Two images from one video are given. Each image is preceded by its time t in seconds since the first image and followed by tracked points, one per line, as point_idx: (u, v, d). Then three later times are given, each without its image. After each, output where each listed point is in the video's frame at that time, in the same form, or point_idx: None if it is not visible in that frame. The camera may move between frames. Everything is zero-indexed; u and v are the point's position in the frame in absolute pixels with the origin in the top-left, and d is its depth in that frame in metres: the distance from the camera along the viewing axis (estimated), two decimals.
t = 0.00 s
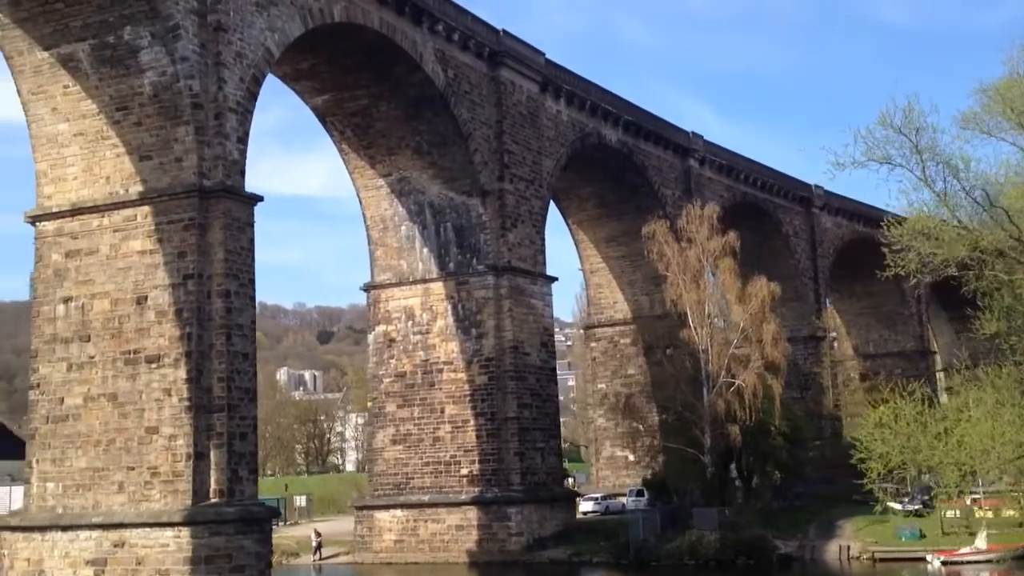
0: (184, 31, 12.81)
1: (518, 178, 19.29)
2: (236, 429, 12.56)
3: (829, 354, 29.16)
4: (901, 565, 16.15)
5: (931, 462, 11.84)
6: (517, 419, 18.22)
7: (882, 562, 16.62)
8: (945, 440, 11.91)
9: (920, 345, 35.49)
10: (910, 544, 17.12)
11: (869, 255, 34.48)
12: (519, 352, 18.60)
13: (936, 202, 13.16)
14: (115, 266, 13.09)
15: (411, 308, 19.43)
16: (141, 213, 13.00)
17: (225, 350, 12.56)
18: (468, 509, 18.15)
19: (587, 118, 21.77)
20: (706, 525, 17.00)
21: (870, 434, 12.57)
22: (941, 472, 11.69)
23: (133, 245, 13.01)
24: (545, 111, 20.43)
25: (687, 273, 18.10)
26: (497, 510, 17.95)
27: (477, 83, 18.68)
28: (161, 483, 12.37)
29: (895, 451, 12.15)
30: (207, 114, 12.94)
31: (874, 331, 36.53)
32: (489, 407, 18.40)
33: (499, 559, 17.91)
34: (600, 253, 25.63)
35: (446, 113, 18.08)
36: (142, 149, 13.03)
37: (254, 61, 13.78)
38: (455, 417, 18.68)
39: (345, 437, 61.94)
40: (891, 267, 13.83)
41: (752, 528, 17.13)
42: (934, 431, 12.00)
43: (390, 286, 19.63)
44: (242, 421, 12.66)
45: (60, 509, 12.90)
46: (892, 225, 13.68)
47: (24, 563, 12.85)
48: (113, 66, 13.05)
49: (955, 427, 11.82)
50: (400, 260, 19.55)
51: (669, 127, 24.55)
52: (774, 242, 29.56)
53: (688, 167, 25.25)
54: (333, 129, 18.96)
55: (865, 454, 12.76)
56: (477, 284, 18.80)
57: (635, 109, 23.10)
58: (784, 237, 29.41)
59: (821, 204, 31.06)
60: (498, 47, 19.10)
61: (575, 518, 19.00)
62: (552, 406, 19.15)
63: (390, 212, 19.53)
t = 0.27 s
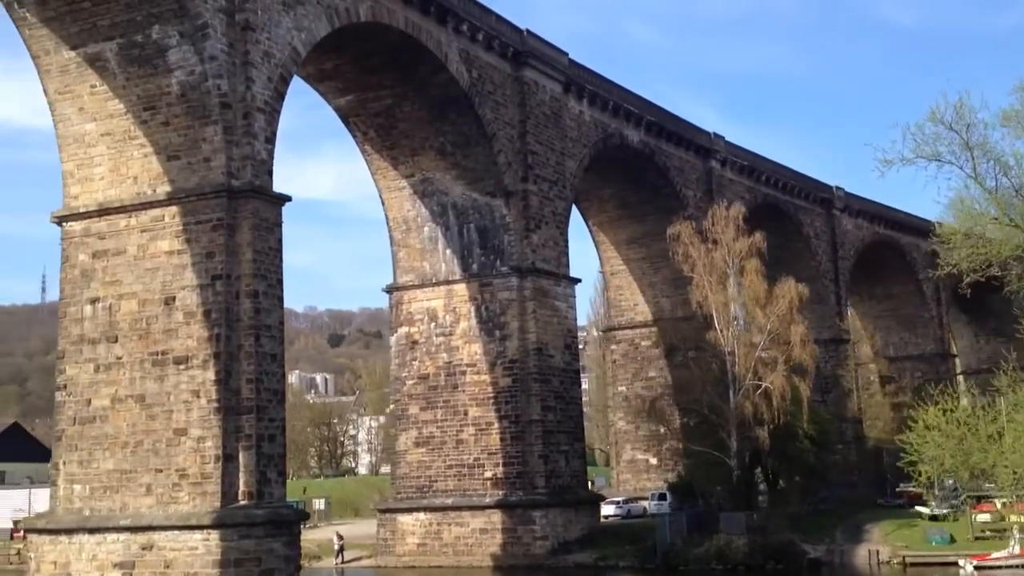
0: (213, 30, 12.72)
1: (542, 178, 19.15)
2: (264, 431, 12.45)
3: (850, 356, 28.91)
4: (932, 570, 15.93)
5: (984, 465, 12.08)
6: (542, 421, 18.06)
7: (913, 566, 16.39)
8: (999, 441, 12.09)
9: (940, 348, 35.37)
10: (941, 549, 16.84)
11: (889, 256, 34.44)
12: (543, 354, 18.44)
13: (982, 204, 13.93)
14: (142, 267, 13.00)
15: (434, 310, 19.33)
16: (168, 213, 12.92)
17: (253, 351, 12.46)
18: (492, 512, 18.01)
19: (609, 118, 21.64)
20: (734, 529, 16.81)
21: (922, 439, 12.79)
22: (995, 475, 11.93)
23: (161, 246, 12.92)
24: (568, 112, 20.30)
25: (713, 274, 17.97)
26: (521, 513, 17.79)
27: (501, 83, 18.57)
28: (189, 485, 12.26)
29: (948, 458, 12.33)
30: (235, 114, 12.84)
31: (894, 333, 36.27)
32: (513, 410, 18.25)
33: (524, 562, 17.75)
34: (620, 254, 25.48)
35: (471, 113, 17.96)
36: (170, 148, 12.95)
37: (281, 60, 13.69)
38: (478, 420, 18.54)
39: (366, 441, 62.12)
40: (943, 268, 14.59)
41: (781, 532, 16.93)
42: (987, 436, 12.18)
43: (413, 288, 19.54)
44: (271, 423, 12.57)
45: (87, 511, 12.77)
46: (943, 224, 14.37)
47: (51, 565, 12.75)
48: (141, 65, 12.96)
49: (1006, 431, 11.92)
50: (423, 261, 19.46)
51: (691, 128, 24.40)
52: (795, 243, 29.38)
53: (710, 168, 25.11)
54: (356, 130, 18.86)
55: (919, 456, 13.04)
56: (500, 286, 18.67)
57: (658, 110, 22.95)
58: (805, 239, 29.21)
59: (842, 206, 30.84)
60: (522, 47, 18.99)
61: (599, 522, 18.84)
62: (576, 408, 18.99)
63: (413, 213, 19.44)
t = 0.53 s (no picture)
0: (240, 24, 12.63)
1: (565, 175, 19.01)
2: (292, 428, 12.35)
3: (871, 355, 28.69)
4: (962, 570, 15.74)
5: None
6: (565, 419, 17.93)
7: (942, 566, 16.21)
8: None
9: (959, 346, 35.13)
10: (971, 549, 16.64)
11: (908, 254, 34.20)
12: (567, 351, 18.29)
13: None
14: (169, 263, 12.91)
15: (456, 307, 19.22)
16: (195, 209, 12.84)
17: (281, 348, 12.37)
18: (515, 511, 17.88)
19: (631, 114, 21.50)
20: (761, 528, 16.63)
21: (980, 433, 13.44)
22: None
23: (187, 241, 12.84)
24: (590, 108, 20.17)
25: (738, 270, 17.80)
26: (545, 512, 17.64)
27: (524, 79, 18.45)
28: (216, 483, 12.17)
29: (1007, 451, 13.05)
30: (262, 109, 12.75)
31: (913, 331, 36.02)
32: (536, 408, 18.12)
33: (547, 561, 17.60)
34: (640, 252, 25.32)
35: (494, 109, 17.84)
36: (196, 144, 12.87)
37: (308, 55, 13.59)
38: (501, 418, 18.42)
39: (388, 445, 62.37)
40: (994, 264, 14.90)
41: (808, 531, 16.76)
42: None
43: (435, 285, 19.44)
44: (299, 420, 12.47)
45: (114, 509, 12.66)
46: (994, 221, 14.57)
47: (77, 563, 12.65)
48: (167, 60, 12.88)
49: None
50: (444, 258, 19.36)
51: (712, 124, 24.24)
52: (815, 241, 29.20)
53: (731, 165, 24.96)
54: (378, 126, 18.76)
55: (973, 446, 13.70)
56: (523, 283, 18.54)
57: (679, 106, 22.81)
58: (825, 237, 29.01)
59: (862, 204, 30.64)
60: (544, 42, 18.86)
61: (622, 520, 18.71)
62: (599, 406, 18.84)
63: (435, 210, 19.33)
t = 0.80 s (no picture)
0: (263, 17, 12.51)
1: (583, 170, 18.86)
2: (316, 425, 12.22)
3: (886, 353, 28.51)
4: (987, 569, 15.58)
5: None
6: (584, 417, 17.75)
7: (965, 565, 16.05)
8: None
9: (973, 344, 35.06)
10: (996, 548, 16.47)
11: (924, 252, 34.13)
12: (585, 348, 18.13)
13: None
14: (191, 258, 12.80)
15: (473, 304, 19.09)
16: (216, 204, 12.74)
17: (304, 344, 12.25)
18: (534, 508, 17.73)
19: (649, 109, 21.35)
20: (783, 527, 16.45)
21: None
22: None
23: (210, 236, 12.74)
24: (609, 103, 20.03)
25: (759, 267, 17.59)
26: (564, 510, 17.49)
27: (543, 74, 18.32)
28: (239, 480, 12.05)
29: None
30: (285, 102, 12.62)
31: (927, 329, 35.84)
32: (555, 405, 17.95)
33: (567, 559, 17.45)
34: (656, 249, 25.17)
35: (513, 104, 17.71)
36: (218, 138, 12.76)
37: (330, 48, 13.46)
38: (519, 415, 18.28)
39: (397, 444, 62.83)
40: None
41: (831, 530, 16.62)
42: None
43: (452, 281, 19.30)
44: (322, 416, 12.34)
45: (135, 506, 12.54)
46: None
47: (98, 561, 12.54)
48: (189, 53, 12.77)
49: None
50: (462, 254, 19.23)
51: (728, 120, 24.09)
52: (830, 238, 29.06)
53: (747, 161, 24.84)
54: (395, 121, 18.64)
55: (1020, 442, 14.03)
56: (542, 279, 18.39)
57: (696, 102, 22.68)
58: (840, 234, 28.85)
59: (877, 200, 30.46)
60: (564, 37, 18.72)
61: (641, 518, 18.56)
62: (618, 403, 18.68)
63: (452, 206, 19.21)
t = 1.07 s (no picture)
0: (283, 12, 12.39)
1: (600, 169, 18.71)
2: (337, 424, 12.09)
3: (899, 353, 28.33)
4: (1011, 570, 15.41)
5: None
6: (601, 417, 17.61)
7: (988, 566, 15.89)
8: None
9: (985, 345, 34.68)
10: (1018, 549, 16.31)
11: (935, 251, 33.92)
12: (602, 348, 17.98)
13: None
14: (210, 256, 12.69)
15: (488, 303, 18.97)
16: (236, 201, 12.63)
17: (325, 342, 12.13)
18: (551, 509, 17.60)
19: (664, 108, 21.23)
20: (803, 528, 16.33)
21: None
22: None
23: (229, 234, 12.63)
24: (624, 101, 19.90)
25: (779, 266, 17.43)
26: (581, 511, 17.33)
27: (559, 71, 18.19)
28: (260, 480, 11.93)
29: None
30: (305, 99, 12.51)
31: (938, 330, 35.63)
32: (571, 405, 17.82)
33: (584, 561, 17.29)
34: (669, 248, 25.03)
35: (530, 101, 17.58)
36: (237, 135, 12.64)
37: (349, 45, 13.34)
38: (535, 415, 18.14)
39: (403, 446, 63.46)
40: None
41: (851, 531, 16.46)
42: None
43: (467, 280, 19.18)
44: (343, 416, 12.21)
45: (154, 506, 12.41)
46: None
47: (116, 562, 12.41)
48: (209, 49, 12.66)
49: None
50: (477, 253, 19.11)
51: (742, 119, 23.98)
52: (843, 237, 28.91)
53: (761, 159, 24.73)
54: (410, 119, 18.53)
55: None
56: (558, 278, 18.26)
57: (711, 100, 22.56)
58: (853, 233, 28.73)
59: (889, 200, 30.34)
60: (580, 34, 18.60)
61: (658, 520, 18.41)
62: (635, 403, 18.53)
63: (467, 205, 19.09)
